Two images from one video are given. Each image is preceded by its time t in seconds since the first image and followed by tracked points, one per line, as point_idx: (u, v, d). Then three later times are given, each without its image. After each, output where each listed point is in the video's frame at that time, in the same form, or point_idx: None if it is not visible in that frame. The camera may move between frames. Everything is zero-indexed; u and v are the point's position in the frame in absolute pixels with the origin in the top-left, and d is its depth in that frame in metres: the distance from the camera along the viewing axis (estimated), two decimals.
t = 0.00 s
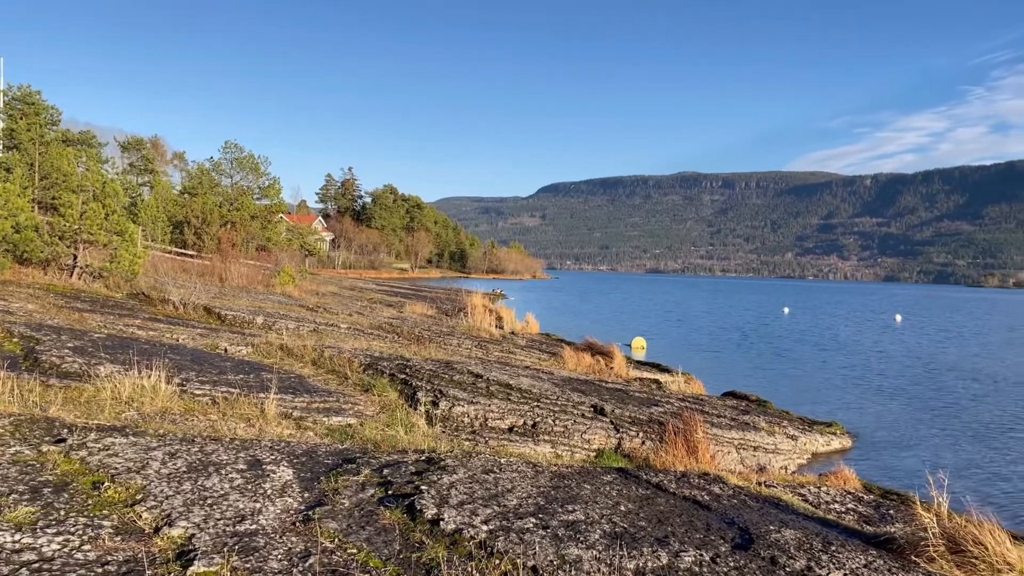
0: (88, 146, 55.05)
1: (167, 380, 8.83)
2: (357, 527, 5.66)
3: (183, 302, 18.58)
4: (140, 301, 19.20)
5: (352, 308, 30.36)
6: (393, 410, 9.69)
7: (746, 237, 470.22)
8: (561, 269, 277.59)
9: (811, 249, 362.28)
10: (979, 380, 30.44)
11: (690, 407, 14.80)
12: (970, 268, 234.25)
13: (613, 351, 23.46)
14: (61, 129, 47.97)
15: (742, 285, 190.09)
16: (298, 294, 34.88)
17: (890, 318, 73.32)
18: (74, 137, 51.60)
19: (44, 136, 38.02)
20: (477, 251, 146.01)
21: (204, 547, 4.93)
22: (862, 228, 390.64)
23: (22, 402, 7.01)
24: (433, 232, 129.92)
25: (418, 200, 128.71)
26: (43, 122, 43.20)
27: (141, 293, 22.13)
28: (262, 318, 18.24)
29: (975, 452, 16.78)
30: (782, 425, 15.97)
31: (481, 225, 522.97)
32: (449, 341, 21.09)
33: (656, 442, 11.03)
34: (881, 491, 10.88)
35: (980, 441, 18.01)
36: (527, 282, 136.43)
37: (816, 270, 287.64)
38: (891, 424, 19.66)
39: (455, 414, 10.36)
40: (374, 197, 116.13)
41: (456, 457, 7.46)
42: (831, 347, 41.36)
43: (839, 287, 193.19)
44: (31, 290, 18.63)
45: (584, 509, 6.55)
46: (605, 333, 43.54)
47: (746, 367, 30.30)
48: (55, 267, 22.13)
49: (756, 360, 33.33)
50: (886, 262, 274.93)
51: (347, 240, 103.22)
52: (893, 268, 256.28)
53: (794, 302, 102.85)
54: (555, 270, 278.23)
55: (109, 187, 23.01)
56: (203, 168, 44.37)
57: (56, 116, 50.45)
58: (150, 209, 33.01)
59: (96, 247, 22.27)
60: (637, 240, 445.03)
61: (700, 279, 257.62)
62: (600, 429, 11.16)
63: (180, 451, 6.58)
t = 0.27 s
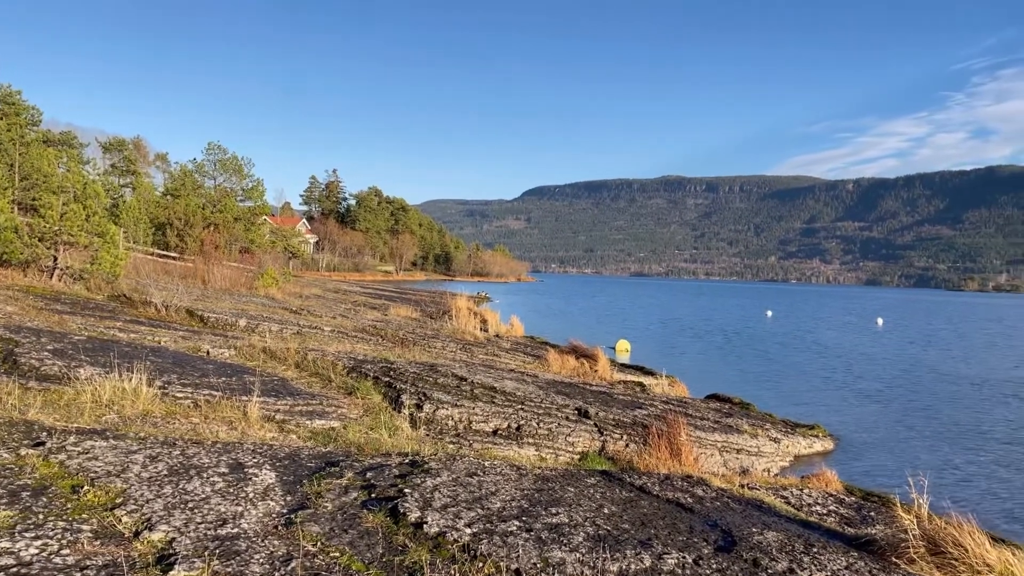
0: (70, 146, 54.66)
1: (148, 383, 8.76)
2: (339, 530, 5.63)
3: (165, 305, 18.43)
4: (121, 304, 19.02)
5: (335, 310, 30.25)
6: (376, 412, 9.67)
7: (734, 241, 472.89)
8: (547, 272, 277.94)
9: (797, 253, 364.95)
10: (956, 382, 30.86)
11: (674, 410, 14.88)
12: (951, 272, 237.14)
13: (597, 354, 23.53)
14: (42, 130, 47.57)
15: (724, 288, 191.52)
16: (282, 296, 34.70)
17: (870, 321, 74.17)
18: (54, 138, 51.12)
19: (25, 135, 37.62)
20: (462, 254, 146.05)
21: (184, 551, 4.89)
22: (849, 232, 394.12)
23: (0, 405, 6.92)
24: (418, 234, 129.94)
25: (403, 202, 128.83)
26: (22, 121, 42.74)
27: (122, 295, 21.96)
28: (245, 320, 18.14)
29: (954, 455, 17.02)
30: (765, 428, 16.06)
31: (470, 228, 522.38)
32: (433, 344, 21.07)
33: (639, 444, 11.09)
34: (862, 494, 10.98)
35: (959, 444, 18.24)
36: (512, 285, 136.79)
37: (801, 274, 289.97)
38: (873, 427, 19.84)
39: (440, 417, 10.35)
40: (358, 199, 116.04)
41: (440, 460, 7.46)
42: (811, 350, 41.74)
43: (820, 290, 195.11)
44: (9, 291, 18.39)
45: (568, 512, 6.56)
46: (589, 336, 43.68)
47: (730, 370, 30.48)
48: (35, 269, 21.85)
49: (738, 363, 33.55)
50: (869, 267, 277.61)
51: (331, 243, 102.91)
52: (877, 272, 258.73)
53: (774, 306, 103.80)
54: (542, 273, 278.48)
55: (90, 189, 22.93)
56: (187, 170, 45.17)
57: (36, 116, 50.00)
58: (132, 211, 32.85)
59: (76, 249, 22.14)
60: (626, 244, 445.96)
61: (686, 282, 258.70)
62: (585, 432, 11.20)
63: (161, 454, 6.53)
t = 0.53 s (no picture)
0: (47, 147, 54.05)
1: (126, 387, 8.69)
2: (319, 535, 5.61)
3: (144, 308, 18.24)
4: (99, 306, 18.80)
5: (317, 313, 30.13)
6: (358, 416, 9.66)
7: (721, 243, 475.61)
8: (532, 274, 278.15)
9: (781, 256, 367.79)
10: (932, 384, 31.34)
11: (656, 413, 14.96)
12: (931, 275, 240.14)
13: (579, 358, 23.59)
14: (18, 131, 47.01)
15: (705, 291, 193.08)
16: (264, 299, 34.53)
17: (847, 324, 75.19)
18: (32, 139, 50.54)
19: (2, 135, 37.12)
20: (444, 257, 146.02)
21: (161, 556, 4.85)
22: (833, 234, 397.71)
23: None
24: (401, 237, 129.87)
25: (385, 205, 128.74)
26: None
27: (100, 297, 21.67)
28: (225, 324, 18.02)
29: (932, 456, 17.27)
30: (746, 430, 16.16)
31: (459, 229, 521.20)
32: (415, 347, 21.03)
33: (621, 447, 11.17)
34: (841, 495, 11.10)
35: (937, 445, 18.50)
36: (495, 288, 136.99)
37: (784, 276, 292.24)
38: (853, 429, 20.05)
39: (421, 421, 10.35)
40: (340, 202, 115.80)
41: (421, 463, 7.45)
42: (791, 353, 42.16)
43: (799, 294, 197.27)
44: None
45: (549, 515, 6.57)
46: (570, 338, 43.85)
47: (711, 373, 30.67)
48: (10, 271, 21.27)
49: (717, 365, 33.80)
50: (852, 270, 280.38)
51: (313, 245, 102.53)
52: (859, 275, 261.29)
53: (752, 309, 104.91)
54: (526, 276, 278.64)
55: (68, 191, 23.05)
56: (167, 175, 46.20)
57: (13, 117, 49.50)
58: (111, 213, 32.94)
59: (54, 250, 21.72)
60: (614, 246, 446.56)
61: (669, 285, 259.78)
62: (567, 435, 11.25)
63: (138, 459, 6.48)
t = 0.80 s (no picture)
0: (23, 147, 53.35)
1: (101, 391, 8.62)
2: (296, 539, 5.58)
3: (121, 310, 18.05)
4: (75, 309, 18.57)
5: (296, 316, 29.98)
6: (337, 419, 9.63)
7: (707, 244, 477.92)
8: (516, 276, 278.01)
9: (764, 258, 370.41)
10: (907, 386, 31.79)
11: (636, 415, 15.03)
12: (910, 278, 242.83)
13: (560, 360, 23.65)
14: None
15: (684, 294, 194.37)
16: (243, 301, 34.31)
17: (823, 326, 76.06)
18: (6, 139, 49.80)
19: None
20: (426, 260, 145.69)
21: (135, 562, 4.81)
22: (817, 236, 401.01)
23: None
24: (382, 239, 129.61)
25: (367, 207, 128.41)
26: None
27: (77, 300, 21.44)
28: (204, 327, 17.90)
29: (909, 456, 17.53)
30: (725, 433, 16.26)
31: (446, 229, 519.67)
32: (396, 350, 20.99)
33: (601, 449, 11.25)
34: (819, 496, 11.21)
35: (913, 446, 18.76)
36: (476, 291, 137.08)
37: (767, 279, 294.26)
38: (831, 430, 20.27)
39: (401, 424, 10.33)
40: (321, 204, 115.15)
41: (400, 467, 7.45)
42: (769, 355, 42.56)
43: (777, 297, 199.03)
44: None
45: (529, 518, 6.58)
46: (551, 341, 43.96)
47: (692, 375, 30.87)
48: None
49: (696, 367, 34.02)
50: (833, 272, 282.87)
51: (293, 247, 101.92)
52: (840, 278, 263.57)
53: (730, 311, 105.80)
54: (510, 278, 278.31)
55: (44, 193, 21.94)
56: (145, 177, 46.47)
57: None
58: (88, 215, 32.16)
59: (29, 253, 21.39)
60: (601, 249, 446.62)
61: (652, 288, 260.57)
62: (547, 438, 11.31)
63: (112, 463, 6.42)
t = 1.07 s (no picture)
0: None
1: (76, 393, 8.55)
2: (274, 542, 5.56)
3: (97, 312, 17.85)
4: (50, 311, 18.33)
5: (275, 318, 29.78)
6: (316, 422, 9.61)
7: (693, 244, 479.74)
8: (500, 277, 277.60)
9: (748, 258, 372.54)
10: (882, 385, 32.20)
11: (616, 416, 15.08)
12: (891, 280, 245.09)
13: (542, 362, 23.68)
14: None
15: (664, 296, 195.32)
16: (222, 303, 34.02)
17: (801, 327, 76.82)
18: None
19: None
20: (407, 261, 145.16)
21: (109, 566, 4.77)
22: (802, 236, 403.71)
23: None
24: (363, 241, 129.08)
25: (347, 208, 127.94)
26: None
27: (53, 302, 21.20)
28: (181, 329, 17.76)
29: (886, 455, 17.78)
30: (705, 433, 16.35)
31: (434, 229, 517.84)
32: (376, 352, 20.93)
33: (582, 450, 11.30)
34: (797, 496, 11.33)
35: (890, 444, 19.02)
36: (457, 292, 136.90)
37: (750, 279, 295.84)
38: (810, 430, 20.48)
39: (381, 425, 10.32)
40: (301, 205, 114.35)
41: (380, 469, 7.43)
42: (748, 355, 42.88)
43: (756, 298, 200.39)
44: None
45: (509, 519, 6.59)
46: (531, 342, 44.04)
47: (672, 376, 31.04)
48: None
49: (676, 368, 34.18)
50: (816, 273, 284.86)
51: (273, 248, 101.13)
52: (822, 279, 265.52)
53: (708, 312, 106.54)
54: (493, 279, 277.81)
55: (19, 193, 22.31)
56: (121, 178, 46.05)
57: None
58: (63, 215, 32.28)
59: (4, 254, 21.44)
60: (588, 250, 446.66)
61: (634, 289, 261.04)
62: (528, 439, 11.36)
63: (87, 467, 6.37)
